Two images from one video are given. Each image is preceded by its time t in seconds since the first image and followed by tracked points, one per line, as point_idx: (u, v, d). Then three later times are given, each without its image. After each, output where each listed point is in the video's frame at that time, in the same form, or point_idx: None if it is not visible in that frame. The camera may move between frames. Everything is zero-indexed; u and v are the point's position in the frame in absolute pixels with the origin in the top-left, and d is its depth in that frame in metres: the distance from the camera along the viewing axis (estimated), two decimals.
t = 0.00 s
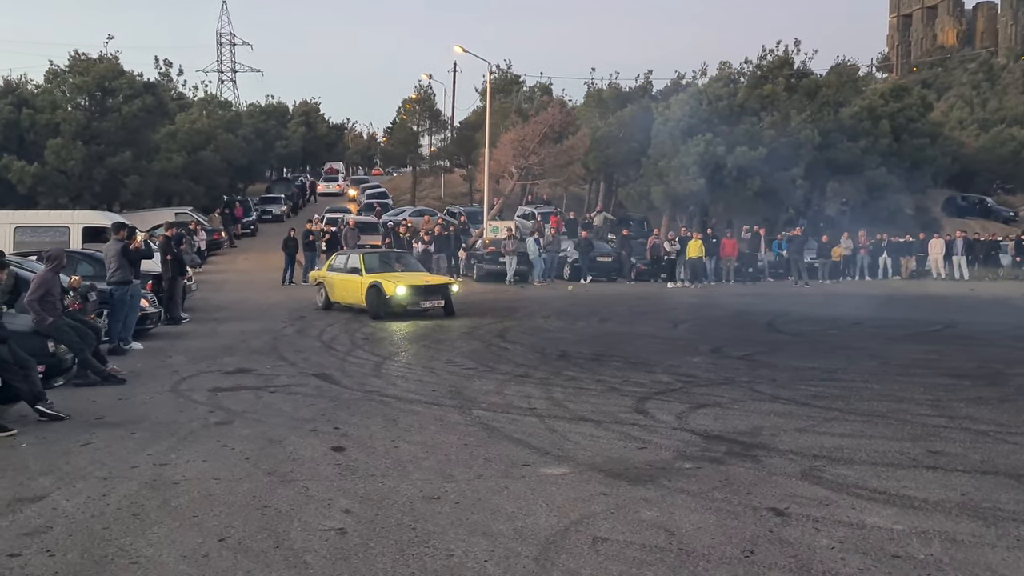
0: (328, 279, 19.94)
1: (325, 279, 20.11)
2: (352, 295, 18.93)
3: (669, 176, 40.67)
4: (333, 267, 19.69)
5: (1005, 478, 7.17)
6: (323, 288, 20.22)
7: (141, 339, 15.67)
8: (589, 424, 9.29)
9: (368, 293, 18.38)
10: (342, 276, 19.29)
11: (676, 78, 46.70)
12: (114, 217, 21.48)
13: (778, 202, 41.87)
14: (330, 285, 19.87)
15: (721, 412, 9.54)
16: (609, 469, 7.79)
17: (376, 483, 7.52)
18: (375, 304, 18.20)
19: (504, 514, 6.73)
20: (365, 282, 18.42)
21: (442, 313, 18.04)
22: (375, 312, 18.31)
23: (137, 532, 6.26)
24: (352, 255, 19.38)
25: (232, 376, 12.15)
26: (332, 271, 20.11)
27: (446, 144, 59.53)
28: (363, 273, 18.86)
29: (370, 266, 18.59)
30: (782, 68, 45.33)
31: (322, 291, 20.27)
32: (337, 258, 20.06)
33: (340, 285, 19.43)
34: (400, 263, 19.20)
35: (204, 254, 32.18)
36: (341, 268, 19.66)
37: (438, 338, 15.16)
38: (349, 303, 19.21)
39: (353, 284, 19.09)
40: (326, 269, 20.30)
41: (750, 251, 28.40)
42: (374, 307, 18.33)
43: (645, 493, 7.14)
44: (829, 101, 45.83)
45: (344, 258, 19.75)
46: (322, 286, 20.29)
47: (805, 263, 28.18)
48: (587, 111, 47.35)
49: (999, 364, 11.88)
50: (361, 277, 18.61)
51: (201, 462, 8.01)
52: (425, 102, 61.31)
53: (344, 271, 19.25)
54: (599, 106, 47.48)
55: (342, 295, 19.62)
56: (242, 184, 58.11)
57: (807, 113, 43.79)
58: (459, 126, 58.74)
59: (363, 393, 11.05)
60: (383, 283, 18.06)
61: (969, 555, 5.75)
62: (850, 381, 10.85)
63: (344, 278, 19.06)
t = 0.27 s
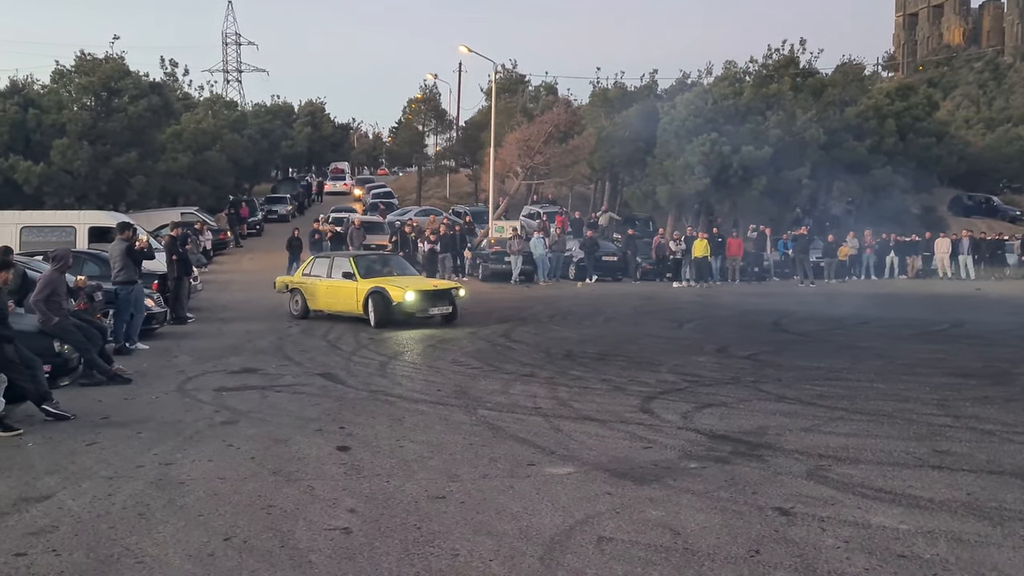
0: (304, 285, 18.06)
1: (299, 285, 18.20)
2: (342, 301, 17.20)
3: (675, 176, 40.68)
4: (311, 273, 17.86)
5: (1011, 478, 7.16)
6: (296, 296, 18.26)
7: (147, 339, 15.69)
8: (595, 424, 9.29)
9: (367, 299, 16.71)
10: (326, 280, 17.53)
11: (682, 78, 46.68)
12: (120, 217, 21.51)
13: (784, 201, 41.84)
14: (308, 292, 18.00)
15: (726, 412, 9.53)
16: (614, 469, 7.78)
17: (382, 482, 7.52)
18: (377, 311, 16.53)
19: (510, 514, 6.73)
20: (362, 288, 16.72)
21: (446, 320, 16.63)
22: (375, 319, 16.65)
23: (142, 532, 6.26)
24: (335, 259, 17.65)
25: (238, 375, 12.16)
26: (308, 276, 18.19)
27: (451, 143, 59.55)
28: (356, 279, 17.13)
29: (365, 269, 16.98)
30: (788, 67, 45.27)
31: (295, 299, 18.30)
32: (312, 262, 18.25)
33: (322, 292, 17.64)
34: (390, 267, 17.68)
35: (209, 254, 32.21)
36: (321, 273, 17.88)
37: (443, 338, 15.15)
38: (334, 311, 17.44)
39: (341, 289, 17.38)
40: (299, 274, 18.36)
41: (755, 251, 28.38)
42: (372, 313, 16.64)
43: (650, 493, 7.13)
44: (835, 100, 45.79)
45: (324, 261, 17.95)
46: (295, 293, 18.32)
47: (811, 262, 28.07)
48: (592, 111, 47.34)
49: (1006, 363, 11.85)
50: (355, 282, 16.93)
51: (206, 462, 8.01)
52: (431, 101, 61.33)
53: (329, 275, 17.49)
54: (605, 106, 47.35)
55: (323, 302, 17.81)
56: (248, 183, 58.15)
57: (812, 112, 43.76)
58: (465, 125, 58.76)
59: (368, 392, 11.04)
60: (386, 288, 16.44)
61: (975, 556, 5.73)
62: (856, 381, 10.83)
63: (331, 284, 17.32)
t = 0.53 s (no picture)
0: (300, 292, 16.30)
1: (291, 292, 16.40)
2: (356, 308, 15.70)
3: (673, 175, 40.71)
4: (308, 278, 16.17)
5: (1009, 476, 7.16)
6: (287, 304, 16.43)
7: (144, 339, 15.65)
8: (593, 423, 9.28)
9: (393, 306, 15.34)
10: (332, 286, 15.92)
11: (680, 76, 46.69)
12: (117, 216, 21.49)
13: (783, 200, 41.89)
14: (304, 299, 16.27)
15: (724, 411, 9.53)
16: (612, 468, 7.78)
17: (380, 481, 7.51)
18: (408, 318, 15.18)
19: (508, 513, 6.73)
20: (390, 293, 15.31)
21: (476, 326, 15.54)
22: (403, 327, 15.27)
23: (140, 531, 6.26)
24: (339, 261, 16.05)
25: (236, 375, 12.13)
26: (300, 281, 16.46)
27: (449, 142, 59.54)
28: (373, 284, 15.63)
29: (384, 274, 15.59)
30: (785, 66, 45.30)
31: (286, 307, 16.45)
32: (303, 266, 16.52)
33: (327, 299, 16.03)
34: (395, 269, 16.33)
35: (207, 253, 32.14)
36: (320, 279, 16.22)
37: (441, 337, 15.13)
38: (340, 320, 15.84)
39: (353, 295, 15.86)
40: (288, 279, 16.51)
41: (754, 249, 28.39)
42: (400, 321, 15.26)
43: (648, 491, 7.13)
44: (832, 99, 45.83)
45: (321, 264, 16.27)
46: (285, 302, 16.48)
47: (808, 260, 28.16)
48: (591, 110, 47.31)
49: (1003, 361, 11.87)
50: (376, 287, 15.50)
51: (204, 461, 8.00)
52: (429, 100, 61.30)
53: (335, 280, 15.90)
54: (604, 105, 47.38)
55: (324, 311, 16.20)
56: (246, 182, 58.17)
57: (811, 110, 43.79)
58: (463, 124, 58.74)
59: (367, 391, 11.03)
60: (422, 293, 15.14)
61: (973, 554, 5.74)
62: (854, 379, 10.84)
63: (343, 290, 15.75)
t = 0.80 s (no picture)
0: (320, 304, 14.70)
1: (308, 304, 14.76)
2: (399, 318, 14.45)
3: (660, 176, 40.76)
4: (331, 288, 14.68)
5: (993, 476, 7.23)
6: (304, 317, 14.74)
7: (130, 342, 15.57)
8: (581, 425, 9.29)
9: (443, 313, 14.34)
10: (365, 296, 14.57)
11: (667, 78, 46.80)
12: (102, 220, 21.37)
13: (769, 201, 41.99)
14: (326, 311, 14.71)
15: (711, 412, 9.57)
16: (600, 469, 7.80)
17: (367, 485, 7.50)
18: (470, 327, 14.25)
19: (496, 515, 6.74)
20: (447, 302, 14.23)
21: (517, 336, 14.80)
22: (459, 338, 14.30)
23: (127, 536, 6.24)
24: (367, 269, 14.78)
25: (222, 379, 12.07)
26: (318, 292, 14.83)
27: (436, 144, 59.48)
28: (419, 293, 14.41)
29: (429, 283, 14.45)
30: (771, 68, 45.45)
31: (303, 322, 14.73)
32: (315, 276, 14.95)
33: (358, 310, 14.64)
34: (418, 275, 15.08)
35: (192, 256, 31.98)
36: (343, 288, 14.79)
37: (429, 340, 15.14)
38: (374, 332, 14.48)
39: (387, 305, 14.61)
40: (301, 290, 14.85)
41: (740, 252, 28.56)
42: (456, 330, 14.20)
43: (635, 493, 7.14)
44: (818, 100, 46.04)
45: (343, 272, 14.88)
46: (300, 316, 14.77)
47: (795, 262, 28.28)
48: (577, 111, 47.34)
49: (987, 361, 11.96)
50: (423, 294, 14.43)
51: (191, 466, 7.98)
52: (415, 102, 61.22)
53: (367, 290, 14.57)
54: (590, 107, 47.44)
55: (354, 324, 14.70)
56: (232, 185, 58.01)
57: (797, 112, 43.91)
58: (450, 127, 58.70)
59: (354, 394, 11.03)
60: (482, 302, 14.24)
61: (958, 554, 5.77)
62: (840, 380, 10.90)
63: (381, 299, 14.47)
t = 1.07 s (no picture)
0: (387, 317, 13.04)
1: (372, 318, 13.06)
2: (480, 331, 13.13)
3: (638, 181, 40.89)
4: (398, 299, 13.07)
5: (969, 478, 7.29)
6: (369, 333, 13.08)
7: (107, 349, 15.44)
8: (560, 429, 9.30)
9: (529, 325, 13.19)
10: (441, 307, 13.10)
11: (644, 83, 46.97)
12: (77, 225, 21.20)
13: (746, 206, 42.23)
14: (394, 326, 13.09)
15: (690, 415, 9.60)
16: (579, 474, 7.81)
17: (346, 491, 7.48)
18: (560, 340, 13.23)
19: (476, 520, 6.73)
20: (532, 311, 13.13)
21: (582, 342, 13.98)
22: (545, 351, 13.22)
23: (102, 544, 6.18)
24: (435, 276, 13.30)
25: (200, 385, 11.99)
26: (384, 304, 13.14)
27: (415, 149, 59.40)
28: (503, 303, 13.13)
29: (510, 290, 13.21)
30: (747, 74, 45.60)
31: (368, 339, 13.07)
32: (373, 284, 13.23)
33: (432, 323, 13.16)
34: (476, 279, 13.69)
35: (169, 261, 31.77)
36: (408, 298, 13.20)
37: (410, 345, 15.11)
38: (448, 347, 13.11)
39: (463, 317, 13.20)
40: (362, 302, 13.09)
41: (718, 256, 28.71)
42: (548, 344, 13.14)
43: (614, 498, 7.16)
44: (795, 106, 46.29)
45: (408, 278, 13.28)
46: (363, 332, 13.08)
47: (773, 266, 28.45)
48: (556, 116, 47.48)
49: (963, 364, 12.09)
50: (508, 304, 13.17)
51: (168, 473, 7.92)
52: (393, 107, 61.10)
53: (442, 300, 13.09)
54: (569, 111, 47.48)
55: (423, 339, 13.18)
56: (209, 190, 57.66)
57: (774, 117, 44.12)
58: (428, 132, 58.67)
59: (333, 400, 10.99)
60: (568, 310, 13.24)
61: (934, 555, 5.82)
62: (818, 383, 10.96)
63: (461, 310, 13.07)
